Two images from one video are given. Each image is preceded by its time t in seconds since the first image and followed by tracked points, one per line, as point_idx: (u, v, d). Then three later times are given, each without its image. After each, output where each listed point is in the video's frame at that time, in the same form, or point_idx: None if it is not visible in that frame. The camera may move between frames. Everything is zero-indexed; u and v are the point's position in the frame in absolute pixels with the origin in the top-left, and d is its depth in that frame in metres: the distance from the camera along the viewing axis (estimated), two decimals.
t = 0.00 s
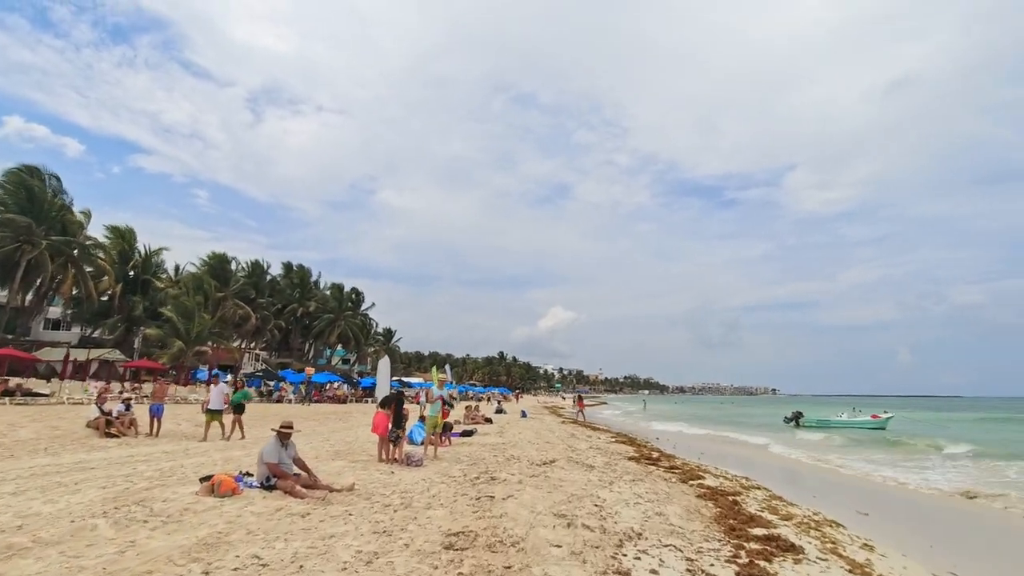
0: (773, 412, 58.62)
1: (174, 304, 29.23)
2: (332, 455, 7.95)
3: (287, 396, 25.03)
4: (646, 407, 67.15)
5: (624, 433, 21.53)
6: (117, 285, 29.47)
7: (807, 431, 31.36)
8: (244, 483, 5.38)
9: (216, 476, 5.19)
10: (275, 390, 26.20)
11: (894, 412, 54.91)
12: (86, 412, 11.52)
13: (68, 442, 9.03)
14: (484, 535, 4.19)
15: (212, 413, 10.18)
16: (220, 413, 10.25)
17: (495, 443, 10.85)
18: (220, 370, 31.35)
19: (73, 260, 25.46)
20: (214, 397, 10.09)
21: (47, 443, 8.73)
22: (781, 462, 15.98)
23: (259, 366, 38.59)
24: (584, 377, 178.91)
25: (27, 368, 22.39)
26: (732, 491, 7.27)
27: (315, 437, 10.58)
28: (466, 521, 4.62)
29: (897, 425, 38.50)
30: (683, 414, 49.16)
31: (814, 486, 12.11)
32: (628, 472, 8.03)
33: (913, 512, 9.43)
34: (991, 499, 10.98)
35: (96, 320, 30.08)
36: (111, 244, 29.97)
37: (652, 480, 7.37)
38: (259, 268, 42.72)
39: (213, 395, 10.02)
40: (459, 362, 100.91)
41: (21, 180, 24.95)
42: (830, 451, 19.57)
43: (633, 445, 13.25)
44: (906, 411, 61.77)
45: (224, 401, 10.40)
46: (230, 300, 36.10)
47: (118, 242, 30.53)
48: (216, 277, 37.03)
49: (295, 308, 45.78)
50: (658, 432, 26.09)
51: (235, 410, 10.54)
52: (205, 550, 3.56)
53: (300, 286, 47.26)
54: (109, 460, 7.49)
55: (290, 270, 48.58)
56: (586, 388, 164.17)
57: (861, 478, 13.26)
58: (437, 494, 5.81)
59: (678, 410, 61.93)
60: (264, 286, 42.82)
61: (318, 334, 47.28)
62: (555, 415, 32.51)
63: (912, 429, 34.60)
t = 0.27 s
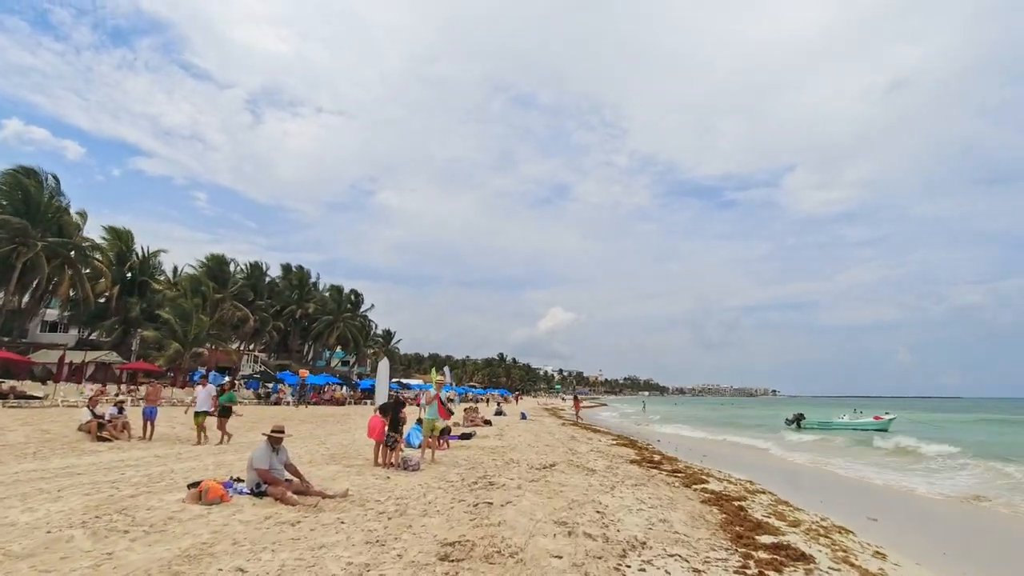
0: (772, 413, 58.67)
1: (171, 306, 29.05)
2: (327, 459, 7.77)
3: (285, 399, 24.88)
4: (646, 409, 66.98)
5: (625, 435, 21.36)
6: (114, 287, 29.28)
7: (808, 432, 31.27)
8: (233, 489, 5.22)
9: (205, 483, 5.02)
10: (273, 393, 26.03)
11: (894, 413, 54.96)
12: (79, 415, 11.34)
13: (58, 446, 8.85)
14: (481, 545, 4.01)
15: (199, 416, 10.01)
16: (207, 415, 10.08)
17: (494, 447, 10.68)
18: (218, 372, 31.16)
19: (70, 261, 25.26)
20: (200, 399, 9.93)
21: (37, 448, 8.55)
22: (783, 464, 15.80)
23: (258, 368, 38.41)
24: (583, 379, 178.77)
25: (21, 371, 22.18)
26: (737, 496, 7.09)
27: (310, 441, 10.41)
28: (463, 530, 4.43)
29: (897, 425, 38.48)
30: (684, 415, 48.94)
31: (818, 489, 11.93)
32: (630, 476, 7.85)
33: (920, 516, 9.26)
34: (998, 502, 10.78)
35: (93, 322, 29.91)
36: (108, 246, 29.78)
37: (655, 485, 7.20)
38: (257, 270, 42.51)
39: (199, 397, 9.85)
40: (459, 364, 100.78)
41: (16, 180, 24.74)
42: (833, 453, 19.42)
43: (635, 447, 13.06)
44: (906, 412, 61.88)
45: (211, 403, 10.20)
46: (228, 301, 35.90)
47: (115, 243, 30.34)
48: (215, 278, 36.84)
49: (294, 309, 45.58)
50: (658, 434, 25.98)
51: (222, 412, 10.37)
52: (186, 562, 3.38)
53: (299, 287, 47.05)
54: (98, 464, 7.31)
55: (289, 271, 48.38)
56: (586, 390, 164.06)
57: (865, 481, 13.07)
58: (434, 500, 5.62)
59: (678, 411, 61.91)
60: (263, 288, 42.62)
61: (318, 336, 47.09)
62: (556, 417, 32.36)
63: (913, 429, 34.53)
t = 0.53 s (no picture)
0: (772, 413, 58.57)
1: (167, 305, 28.79)
2: (321, 461, 7.55)
3: (282, 398, 24.68)
4: (645, 408, 66.95)
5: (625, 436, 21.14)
6: (109, 286, 29.06)
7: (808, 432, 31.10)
8: (220, 492, 5.01)
9: (188, 484, 4.79)
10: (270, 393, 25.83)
11: (894, 413, 54.87)
12: (70, 415, 11.12)
13: (46, 446, 8.65)
14: (477, 551, 3.82)
15: (184, 416, 9.77)
16: (193, 415, 9.85)
17: (493, 447, 10.48)
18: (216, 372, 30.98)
19: (64, 260, 25.00)
20: (185, 400, 9.67)
21: (24, 447, 8.35)
22: (786, 464, 15.59)
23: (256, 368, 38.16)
24: (582, 379, 179.29)
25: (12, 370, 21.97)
26: (743, 497, 6.90)
27: (305, 441, 10.20)
28: (460, 534, 4.23)
29: (898, 425, 38.37)
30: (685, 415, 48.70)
31: (823, 489, 11.73)
32: (631, 478, 7.66)
33: (930, 517, 9.04)
34: (1007, 505, 10.56)
35: (89, 321, 29.69)
36: (104, 244, 29.54)
37: (657, 487, 7.00)
38: (255, 268, 42.26)
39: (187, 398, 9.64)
40: (458, 364, 100.92)
41: (9, 178, 24.48)
42: (836, 453, 19.23)
43: (636, 448, 12.86)
44: (906, 412, 61.83)
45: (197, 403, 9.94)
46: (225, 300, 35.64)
47: (111, 241, 30.09)
48: (212, 277, 36.61)
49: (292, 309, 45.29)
50: (659, 434, 25.76)
51: (207, 412, 10.18)
52: (162, 571, 3.18)
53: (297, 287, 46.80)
54: (84, 464, 7.07)
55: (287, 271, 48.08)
56: (585, 390, 164.29)
57: (869, 482, 12.88)
58: (430, 503, 5.41)
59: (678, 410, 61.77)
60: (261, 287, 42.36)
61: (316, 336, 46.82)
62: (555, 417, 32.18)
63: (914, 429, 34.37)
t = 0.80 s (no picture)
0: (768, 411, 58.61)
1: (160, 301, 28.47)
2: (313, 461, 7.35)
3: (276, 396, 24.48)
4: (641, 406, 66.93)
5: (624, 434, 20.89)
6: (103, 281, 28.72)
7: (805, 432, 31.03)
8: (205, 494, 4.81)
9: (171, 487, 4.59)
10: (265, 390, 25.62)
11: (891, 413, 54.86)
12: (57, 412, 10.89)
13: (29, 446, 8.39)
14: (472, 558, 3.62)
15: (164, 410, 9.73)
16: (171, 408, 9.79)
17: (489, 445, 10.30)
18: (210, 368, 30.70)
19: (56, 255, 24.63)
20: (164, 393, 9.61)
21: (7, 446, 8.13)
22: (785, 464, 15.46)
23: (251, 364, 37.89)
24: (579, 376, 179.64)
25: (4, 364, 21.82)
26: (745, 498, 6.74)
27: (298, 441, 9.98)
28: (454, 540, 4.02)
29: (896, 425, 38.29)
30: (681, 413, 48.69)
31: (824, 489, 11.60)
32: (631, 478, 7.50)
33: (934, 519, 8.89)
34: (1010, 506, 10.43)
35: (81, 317, 29.32)
36: (97, 239, 29.15)
37: (658, 487, 6.84)
38: (250, 265, 41.90)
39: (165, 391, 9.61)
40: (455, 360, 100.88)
41: None
42: (837, 453, 19.07)
43: (634, 446, 12.70)
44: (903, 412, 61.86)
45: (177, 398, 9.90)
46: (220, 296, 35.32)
47: (104, 237, 29.70)
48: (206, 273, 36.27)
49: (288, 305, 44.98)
50: (658, 433, 25.57)
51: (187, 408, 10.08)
52: None
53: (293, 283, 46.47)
54: (66, 465, 6.85)
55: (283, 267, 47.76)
56: (581, 387, 164.58)
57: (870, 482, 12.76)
58: (424, 505, 5.22)
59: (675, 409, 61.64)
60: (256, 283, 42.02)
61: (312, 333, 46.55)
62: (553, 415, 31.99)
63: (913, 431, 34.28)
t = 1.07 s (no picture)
0: (765, 411, 58.69)
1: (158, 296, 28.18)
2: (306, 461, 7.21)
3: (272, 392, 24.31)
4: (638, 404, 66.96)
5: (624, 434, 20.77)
6: (100, 276, 28.44)
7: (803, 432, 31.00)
8: (190, 491, 5.08)
9: (157, 483, 4.92)
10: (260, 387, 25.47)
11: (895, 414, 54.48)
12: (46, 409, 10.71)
13: (19, 445, 8.27)
14: (468, 561, 3.45)
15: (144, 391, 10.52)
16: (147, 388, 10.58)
17: (487, 444, 10.17)
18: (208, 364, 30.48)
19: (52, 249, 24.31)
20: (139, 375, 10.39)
21: None
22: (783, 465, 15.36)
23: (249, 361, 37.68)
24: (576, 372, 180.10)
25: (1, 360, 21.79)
26: (749, 498, 6.60)
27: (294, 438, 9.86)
28: (448, 540, 3.87)
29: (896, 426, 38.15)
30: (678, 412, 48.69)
31: (826, 490, 11.48)
32: (632, 477, 7.37)
33: (940, 520, 8.75)
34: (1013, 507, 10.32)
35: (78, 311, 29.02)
36: (94, 233, 28.82)
37: (660, 487, 6.70)
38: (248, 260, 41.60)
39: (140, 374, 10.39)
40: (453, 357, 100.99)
41: None
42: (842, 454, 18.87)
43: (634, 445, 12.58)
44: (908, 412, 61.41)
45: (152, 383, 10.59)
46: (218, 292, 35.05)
47: (101, 231, 29.37)
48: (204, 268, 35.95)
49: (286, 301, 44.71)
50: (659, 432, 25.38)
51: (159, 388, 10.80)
52: None
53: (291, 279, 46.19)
54: (52, 465, 6.67)
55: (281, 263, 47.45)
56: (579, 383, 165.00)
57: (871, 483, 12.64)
58: (419, 504, 5.06)
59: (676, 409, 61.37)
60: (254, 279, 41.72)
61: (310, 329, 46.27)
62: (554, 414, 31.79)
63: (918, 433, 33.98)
